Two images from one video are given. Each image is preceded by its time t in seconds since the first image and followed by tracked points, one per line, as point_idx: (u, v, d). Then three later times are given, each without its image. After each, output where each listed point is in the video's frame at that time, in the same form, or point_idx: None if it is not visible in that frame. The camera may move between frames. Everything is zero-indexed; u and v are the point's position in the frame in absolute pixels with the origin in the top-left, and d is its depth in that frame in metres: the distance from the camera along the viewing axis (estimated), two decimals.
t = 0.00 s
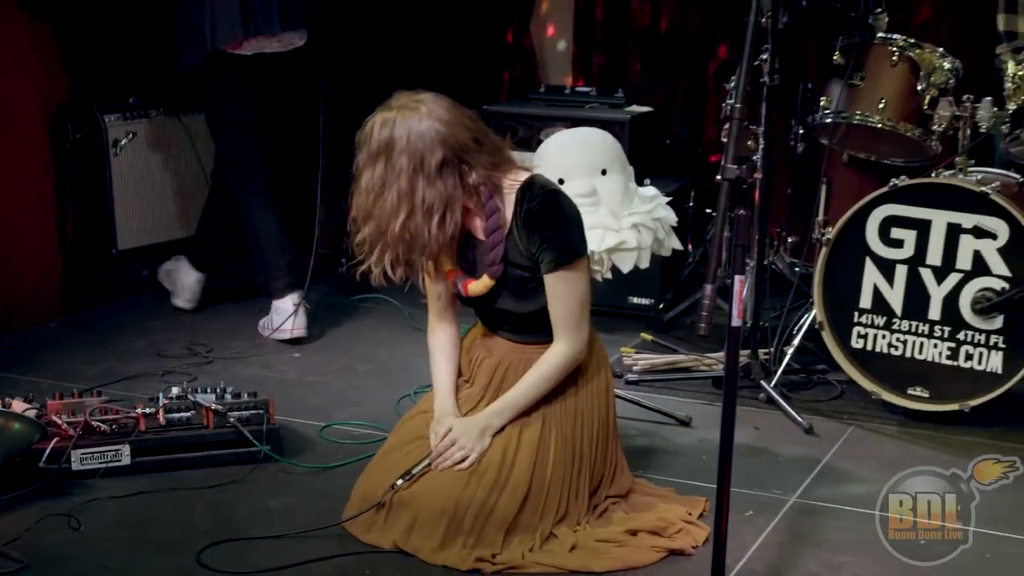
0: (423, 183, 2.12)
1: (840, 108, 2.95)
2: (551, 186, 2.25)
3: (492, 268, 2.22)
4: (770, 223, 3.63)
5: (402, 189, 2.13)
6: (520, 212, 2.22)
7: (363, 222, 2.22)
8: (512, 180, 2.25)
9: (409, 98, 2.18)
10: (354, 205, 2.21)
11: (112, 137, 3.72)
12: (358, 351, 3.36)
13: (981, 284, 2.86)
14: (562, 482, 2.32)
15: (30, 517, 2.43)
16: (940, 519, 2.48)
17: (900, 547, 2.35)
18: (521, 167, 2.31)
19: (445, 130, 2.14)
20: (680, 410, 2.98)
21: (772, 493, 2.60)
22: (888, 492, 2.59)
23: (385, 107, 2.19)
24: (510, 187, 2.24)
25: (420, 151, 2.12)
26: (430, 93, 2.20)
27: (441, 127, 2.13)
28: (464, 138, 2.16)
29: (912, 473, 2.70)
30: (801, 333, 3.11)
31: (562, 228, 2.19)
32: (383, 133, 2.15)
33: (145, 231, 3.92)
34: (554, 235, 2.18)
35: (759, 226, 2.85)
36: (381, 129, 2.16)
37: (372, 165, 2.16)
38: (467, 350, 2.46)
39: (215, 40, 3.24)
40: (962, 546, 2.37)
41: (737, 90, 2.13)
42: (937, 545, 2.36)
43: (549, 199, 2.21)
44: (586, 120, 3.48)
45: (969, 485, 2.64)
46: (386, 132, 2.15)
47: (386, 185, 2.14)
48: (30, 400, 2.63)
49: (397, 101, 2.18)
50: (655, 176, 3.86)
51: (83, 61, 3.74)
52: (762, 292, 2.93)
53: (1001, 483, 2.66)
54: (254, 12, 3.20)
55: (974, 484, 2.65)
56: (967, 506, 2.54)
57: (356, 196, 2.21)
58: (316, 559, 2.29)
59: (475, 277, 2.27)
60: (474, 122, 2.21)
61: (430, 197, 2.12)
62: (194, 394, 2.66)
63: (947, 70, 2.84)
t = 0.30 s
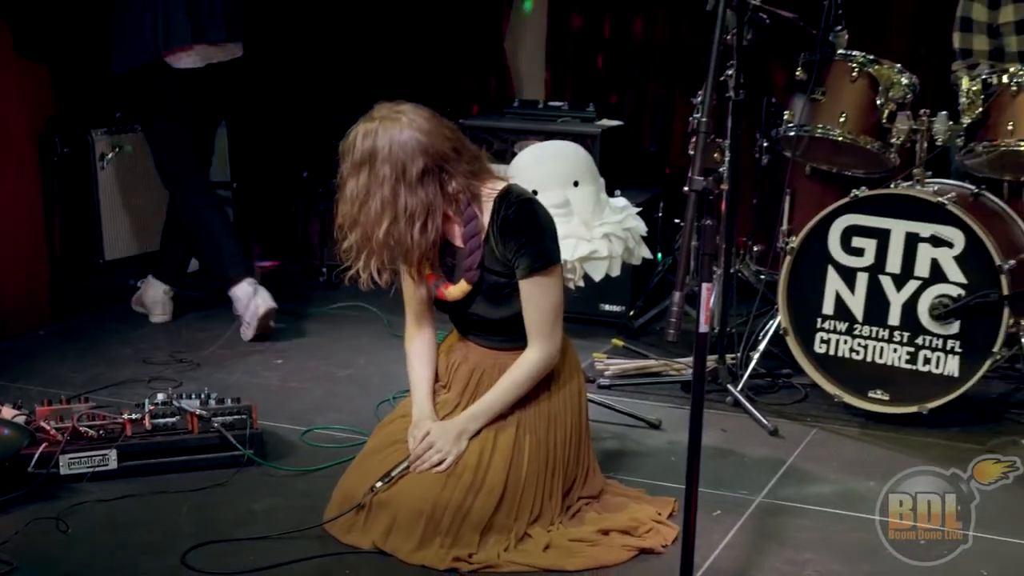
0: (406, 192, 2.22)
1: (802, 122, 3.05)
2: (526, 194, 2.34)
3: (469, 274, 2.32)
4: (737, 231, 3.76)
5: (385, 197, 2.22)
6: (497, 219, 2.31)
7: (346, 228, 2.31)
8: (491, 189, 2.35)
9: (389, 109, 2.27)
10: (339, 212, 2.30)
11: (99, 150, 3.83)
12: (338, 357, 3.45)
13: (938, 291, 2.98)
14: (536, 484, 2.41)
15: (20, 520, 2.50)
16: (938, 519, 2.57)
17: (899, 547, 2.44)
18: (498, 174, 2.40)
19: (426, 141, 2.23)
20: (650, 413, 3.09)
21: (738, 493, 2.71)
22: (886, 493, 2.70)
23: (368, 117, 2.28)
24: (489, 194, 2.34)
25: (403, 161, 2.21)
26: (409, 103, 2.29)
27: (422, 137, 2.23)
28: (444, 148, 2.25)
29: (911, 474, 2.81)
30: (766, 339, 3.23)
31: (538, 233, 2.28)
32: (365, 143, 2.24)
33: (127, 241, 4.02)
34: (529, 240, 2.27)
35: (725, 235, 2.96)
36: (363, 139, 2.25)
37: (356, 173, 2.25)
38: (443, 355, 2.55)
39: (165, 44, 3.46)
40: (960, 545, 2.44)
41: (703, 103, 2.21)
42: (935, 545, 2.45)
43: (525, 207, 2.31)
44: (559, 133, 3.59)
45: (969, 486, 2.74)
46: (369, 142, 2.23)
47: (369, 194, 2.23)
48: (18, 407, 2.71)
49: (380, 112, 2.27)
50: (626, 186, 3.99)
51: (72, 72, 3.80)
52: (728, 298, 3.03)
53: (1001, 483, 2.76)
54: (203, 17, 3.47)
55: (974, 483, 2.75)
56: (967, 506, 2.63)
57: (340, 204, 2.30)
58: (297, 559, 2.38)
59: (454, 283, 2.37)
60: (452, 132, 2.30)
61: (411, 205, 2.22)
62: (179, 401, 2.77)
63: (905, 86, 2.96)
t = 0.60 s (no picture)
0: (383, 207, 2.26)
1: (775, 133, 3.12)
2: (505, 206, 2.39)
3: (450, 285, 2.36)
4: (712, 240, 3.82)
5: (363, 211, 2.26)
6: (476, 232, 2.35)
7: (326, 241, 2.35)
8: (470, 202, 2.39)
9: (367, 124, 2.31)
10: (318, 225, 2.34)
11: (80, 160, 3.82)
12: (320, 364, 3.49)
13: (908, 299, 3.04)
14: (515, 490, 2.45)
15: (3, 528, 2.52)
16: (939, 519, 2.63)
17: (900, 547, 2.49)
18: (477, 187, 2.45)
19: (403, 155, 2.27)
20: (627, 419, 3.14)
21: (714, 497, 2.75)
22: (886, 493, 2.77)
23: (345, 132, 2.32)
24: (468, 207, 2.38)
25: (380, 175, 2.25)
26: (387, 118, 2.34)
27: (398, 152, 2.27)
28: (421, 162, 2.30)
29: (911, 474, 2.88)
30: (741, 346, 3.29)
31: (517, 245, 2.33)
32: (343, 158, 2.28)
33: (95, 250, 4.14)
34: (508, 252, 2.31)
35: (700, 244, 3.01)
36: (341, 153, 2.29)
37: (334, 187, 2.29)
38: (424, 364, 2.60)
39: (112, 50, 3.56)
40: (960, 545, 2.49)
41: (677, 114, 2.19)
42: (937, 545, 2.50)
43: (504, 219, 2.35)
44: (535, 144, 3.64)
45: (969, 485, 2.79)
46: (346, 157, 2.28)
47: (347, 208, 2.28)
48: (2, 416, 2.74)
49: (356, 126, 2.31)
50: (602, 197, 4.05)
51: (48, 86, 3.89)
52: (703, 307, 3.08)
53: (1001, 483, 2.81)
54: (149, 24, 3.56)
55: (977, 484, 2.81)
56: (971, 506, 2.69)
57: (319, 218, 2.34)
58: (279, 564, 2.41)
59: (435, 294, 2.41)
60: (429, 147, 2.35)
61: (389, 219, 2.26)
62: (162, 409, 2.80)
63: (875, 97, 3.01)
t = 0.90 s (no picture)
0: (363, 225, 2.33)
1: (748, 144, 3.20)
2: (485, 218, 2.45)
3: (432, 298, 2.42)
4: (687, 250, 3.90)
5: (342, 230, 2.33)
6: (456, 245, 2.42)
7: (307, 260, 2.42)
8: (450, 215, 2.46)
9: (345, 144, 2.38)
10: (300, 245, 2.41)
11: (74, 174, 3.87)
12: (305, 372, 3.55)
13: (879, 306, 3.12)
14: (497, 494, 2.52)
15: None
16: (938, 519, 2.72)
17: (900, 547, 2.58)
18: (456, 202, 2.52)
19: (381, 175, 2.34)
20: (606, 425, 3.21)
21: (690, 501, 2.82)
22: (887, 493, 2.86)
23: (324, 152, 2.39)
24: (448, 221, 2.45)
25: (359, 195, 2.32)
26: (365, 138, 2.41)
27: (376, 171, 2.34)
28: (399, 181, 2.36)
29: (913, 475, 2.97)
30: (716, 352, 3.37)
31: (496, 256, 2.39)
32: (322, 178, 2.35)
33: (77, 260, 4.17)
34: (488, 264, 2.38)
35: (677, 253, 3.09)
36: (321, 173, 2.36)
37: (314, 207, 2.36)
38: (406, 373, 2.66)
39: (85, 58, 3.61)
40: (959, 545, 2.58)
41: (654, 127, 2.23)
42: (935, 544, 2.59)
43: (484, 230, 2.42)
44: (516, 155, 3.72)
45: (969, 485, 2.88)
46: (325, 177, 2.35)
47: (328, 227, 2.34)
48: None
49: (335, 146, 2.38)
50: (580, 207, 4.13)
51: (32, 102, 3.95)
52: (679, 314, 3.16)
53: (1001, 483, 2.90)
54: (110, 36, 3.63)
55: (974, 484, 2.89)
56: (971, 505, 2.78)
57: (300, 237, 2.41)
58: (265, 568, 2.46)
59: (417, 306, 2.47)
60: (407, 165, 2.42)
61: (369, 236, 2.33)
62: (150, 415, 2.86)
63: (846, 110, 3.13)
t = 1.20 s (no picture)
0: (353, 238, 2.40)
1: (728, 155, 3.29)
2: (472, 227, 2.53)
3: (420, 307, 2.50)
4: (669, 258, 3.99)
5: (334, 243, 2.40)
6: (444, 255, 2.49)
7: (299, 272, 2.49)
8: (438, 226, 2.54)
9: (335, 158, 2.45)
10: (292, 257, 2.48)
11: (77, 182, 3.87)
12: (295, 377, 3.62)
13: (855, 312, 3.21)
14: (484, 496, 2.59)
15: None
16: (939, 519, 2.80)
17: (900, 546, 2.65)
18: (444, 212, 2.59)
19: (371, 188, 2.41)
20: (591, 428, 3.29)
21: (673, 501, 2.91)
22: (887, 493, 2.95)
23: (314, 167, 2.46)
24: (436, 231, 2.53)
25: (349, 209, 2.40)
26: (354, 152, 2.48)
27: (366, 185, 2.41)
28: (388, 194, 2.44)
29: (913, 474, 3.05)
30: (697, 357, 3.46)
31: (484, 264, 2.47)
32: (314, 192, 2.42)
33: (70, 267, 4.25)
34: (476, 272, 2.45)
35: (659, 261, 3.17)
36: (312, 187, 2.43)
37: (306, 221, 2.44)
38: (396, 379, 2.74)
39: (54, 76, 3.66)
40: (959, 545, 2.65)
41: (636, 138, 2.29)
42: (935, 544, 2.66)
43: (471, 239, 2.49)
44: (502, 165, 3.80)
45: (970, 485, 2.96)
46: (316, 191, 2.42)
47: (319, 240, 2.42)
48: None
49: (325, 161, 2.45)
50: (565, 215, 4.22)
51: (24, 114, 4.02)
52: (660, 321, 3.24)
53: (1000, 483, 2.98)
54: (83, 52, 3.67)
55: (973, 484, 2.97)
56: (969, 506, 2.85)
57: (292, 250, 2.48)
58: (257, 568, 2.53)
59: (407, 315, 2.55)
60: (396, 177, 2.50)
61: (360, 249, 2.40)
62: (145, 420, 2.93)
63: (822, 121, 3.21)
